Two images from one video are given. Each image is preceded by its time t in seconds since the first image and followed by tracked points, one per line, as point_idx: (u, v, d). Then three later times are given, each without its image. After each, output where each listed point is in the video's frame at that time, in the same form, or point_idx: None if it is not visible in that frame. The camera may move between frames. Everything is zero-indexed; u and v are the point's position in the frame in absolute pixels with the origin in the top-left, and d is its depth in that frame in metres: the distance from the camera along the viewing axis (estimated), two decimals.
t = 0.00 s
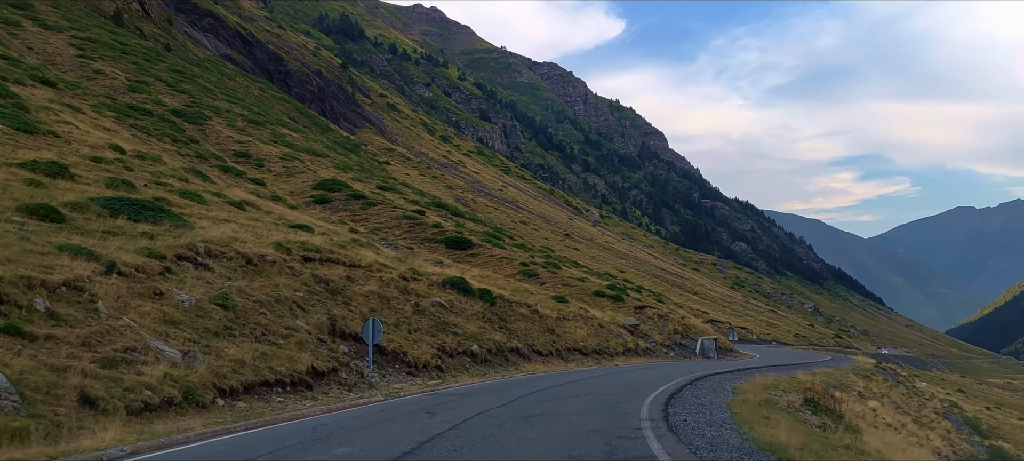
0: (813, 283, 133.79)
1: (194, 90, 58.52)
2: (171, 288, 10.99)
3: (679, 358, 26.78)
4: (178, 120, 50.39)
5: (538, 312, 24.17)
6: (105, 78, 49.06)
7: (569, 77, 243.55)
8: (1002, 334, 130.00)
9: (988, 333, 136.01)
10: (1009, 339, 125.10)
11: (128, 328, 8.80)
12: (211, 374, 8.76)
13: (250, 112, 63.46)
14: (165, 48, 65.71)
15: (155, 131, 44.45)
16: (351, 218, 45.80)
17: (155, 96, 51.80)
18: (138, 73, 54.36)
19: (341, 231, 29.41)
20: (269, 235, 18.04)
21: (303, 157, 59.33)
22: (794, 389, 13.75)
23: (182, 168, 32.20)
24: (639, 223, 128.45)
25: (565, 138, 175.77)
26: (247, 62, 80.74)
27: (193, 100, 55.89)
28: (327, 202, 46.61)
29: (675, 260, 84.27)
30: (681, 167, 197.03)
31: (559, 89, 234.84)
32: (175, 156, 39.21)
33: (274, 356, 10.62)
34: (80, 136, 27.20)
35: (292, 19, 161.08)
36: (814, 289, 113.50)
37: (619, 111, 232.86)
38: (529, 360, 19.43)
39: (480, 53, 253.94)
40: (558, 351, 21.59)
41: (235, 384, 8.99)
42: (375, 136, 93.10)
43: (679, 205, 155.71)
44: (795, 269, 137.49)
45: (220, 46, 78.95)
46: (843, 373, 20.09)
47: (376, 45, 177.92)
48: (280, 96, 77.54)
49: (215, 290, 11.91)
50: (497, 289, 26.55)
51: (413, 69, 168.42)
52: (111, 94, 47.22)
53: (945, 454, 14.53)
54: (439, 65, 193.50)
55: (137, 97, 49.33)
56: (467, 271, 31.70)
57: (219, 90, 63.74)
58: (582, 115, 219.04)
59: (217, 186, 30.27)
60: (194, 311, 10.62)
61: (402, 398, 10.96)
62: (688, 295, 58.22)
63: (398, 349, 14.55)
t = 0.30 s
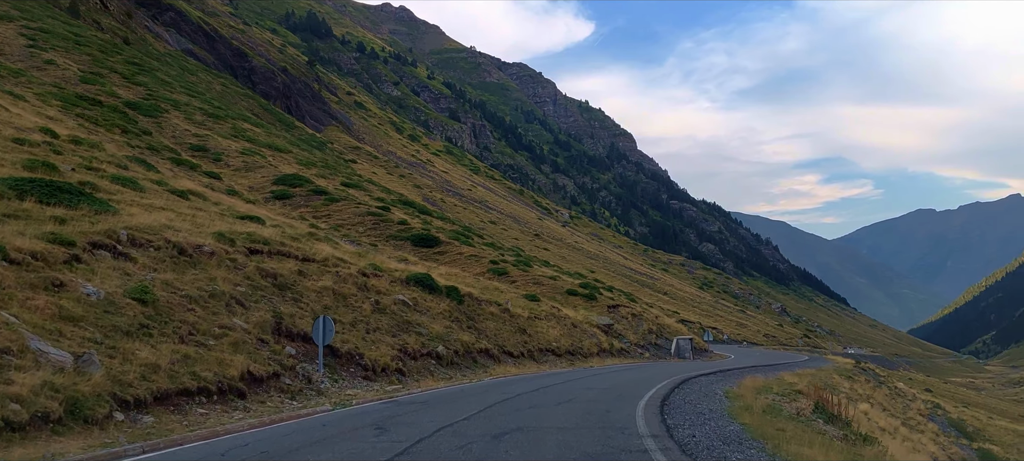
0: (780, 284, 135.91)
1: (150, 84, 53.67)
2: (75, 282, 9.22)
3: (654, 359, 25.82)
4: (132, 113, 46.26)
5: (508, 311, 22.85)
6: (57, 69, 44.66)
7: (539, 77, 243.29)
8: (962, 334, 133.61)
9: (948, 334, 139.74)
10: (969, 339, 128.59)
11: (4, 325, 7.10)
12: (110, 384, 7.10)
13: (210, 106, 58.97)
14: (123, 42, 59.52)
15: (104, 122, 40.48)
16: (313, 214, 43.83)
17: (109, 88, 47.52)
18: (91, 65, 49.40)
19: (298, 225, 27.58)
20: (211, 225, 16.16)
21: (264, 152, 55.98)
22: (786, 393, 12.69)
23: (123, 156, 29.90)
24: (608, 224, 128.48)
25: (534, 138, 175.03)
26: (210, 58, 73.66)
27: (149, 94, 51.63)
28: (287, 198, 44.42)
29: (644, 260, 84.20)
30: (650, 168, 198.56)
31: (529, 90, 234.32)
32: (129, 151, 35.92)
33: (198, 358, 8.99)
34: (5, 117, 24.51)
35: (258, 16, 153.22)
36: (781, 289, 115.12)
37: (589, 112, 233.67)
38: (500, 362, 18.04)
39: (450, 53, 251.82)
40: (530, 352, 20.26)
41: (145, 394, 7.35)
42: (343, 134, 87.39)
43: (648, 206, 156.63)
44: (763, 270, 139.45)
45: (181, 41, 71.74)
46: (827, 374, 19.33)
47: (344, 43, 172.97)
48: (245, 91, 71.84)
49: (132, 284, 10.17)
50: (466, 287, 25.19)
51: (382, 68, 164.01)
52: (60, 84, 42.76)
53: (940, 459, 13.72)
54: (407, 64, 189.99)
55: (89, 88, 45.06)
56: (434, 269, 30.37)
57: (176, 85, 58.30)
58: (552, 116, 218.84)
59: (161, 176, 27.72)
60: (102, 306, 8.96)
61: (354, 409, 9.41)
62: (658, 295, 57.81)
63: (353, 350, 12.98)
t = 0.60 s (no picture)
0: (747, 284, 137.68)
1: (105, 76, 49.26)
2: None
3: (630, 360, 24.75)
4: (84, 103, 42.20)
5: (477, 310, 21.45)
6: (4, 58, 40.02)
7: (509, 78, 242.21)
8: (924, 334, 137.31)
9: (910, 334, 143.28)
10: (931, 339, 132.39)
11: None
12: None
13: (169, 99, 54.56)
14: (79, 33, 54.28)
15: (49, 109, 36.64)
16: (273, 209, 41.73)
17: (59, 77, 43.25)
18: (40, 55, 44.78)
19: (253, 217, 25.62)
20: (142, 211, 14.25)
21: (224, 146, 52.26)
22: (783, 399, 11.58)
23: (60, 142, 27.24)
24: (579, 225, 128.14)
25: (505, 139, 173.71)
26: (172, 53, 67.74)
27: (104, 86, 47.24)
28: (246, 192, 42.07)
29: (614, 261, 83.88)
30: (619, 170, 199.63)
31: (499, 90, 233.06)
32: (80, 143, 32.69)
33: (96, 362, 7.35)
34: None
35: (223, 12, 145.32)
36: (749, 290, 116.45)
37: (558, 114, 233.60)
38: (468, 365, 16.60)
39: (419, 53, 248.65)
40: (500, 353, 18.89)
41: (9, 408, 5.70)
42: (309, 132, 81.41)
43: (618, 208, 157.12)
44: (731, 271, 141.02)
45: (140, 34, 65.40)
46: (812, 375, 18.55)
47: (312, 40, 165.00)
48: (207, 87, 66.66)
49: (26, 272, 8.42)
50: (432, 285, 23.73)
51: (351, 66, 157.69)
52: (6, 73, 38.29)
53: None
54: (376, 63, 183.86)
55: (37, 77, 40.80)
56: (398, 266, 28.86)
57: (133, 77, 53.50)
58: (522, 117, 217.96)
59: (97, 162, 25.08)
60: None
61: (297, 421, 7.89)
62: (629, 295, 57.24)
63: (301, 350, 11.37)
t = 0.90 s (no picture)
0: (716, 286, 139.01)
1: (59, 64, 45.20)
2: None
3: (606, 361, 23.60)
4: (32, 92, 38.39)
5: (445, 308, 20.01)
6: None
7: (479, 78, 240.19)
8: (888, 335, 141.01)
9: (876, 335, 146.86)
10: (894, 340, 136.08)
11: None
12: None
13: (125, 90, 49.70)
14: (35, 25, 49.05)
15: None
16: (231, 202, 39.49)
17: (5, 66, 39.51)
18: None
19: (202, 207, 23.55)
20: (59, 192, 12.41)
21: (183, 139, 48.61)
22: (785, 407, 10.45)
23: None
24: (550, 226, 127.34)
25: (475, 139, 171.71)
26: (133, 46, 60.98)
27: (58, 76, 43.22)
28: (202, 185, 39.62)
29: (584, 261, 83.27)
30: (589, 171, 199.80)
31: (469, 90, 230.85)
32: (22, 131, 29.46)
33: None
34: None
35: (189, 8, 135.28)
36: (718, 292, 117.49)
37: (529, 115, 232.65)
38: (435, 368, 15.14)
39: (389, 52, 244.54)
40: (469, 354, 17.48)
41: None
42: (275, 129, 74.28)
43: (588, 209, 157.00)
44: (700, 272, 142.29)
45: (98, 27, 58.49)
46: (797, 377, 17.71)
47: (280, 37, 155.01)
48: (170, 81, 60.33)
49: None
50: (398, 282, 22.19)
51: (320, 64, 147.41)
52: None
53: None
54: (346, 61, 173.95)
55: None
56: (362, 262, 27.21)
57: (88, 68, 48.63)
58: (493, 117, 216.21)
59: (25, 143, 22.20)
60: None
61: (217, 438, 6.37)
62: (601, 296, 56.43)
63: (238, 351, 9.76)
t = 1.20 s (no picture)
0: (687, 288, 139.87)
1: (7, 49, 41.62)
2: None
3: (583, 363, 22.44)
4: None
5: (412, 307, 18.56)
6: None
7: (452, 78, 237.88)
8: (856, 337, 144.09)
9: (844, 336, 150.05)
10: (861, 342, 139.15)
11: None
12: None
13: (82, 80, 46.22)
14: None
15: None
16: (188, 193, 37.15)
17: None
18: None
19: (147, 195, 21.48)
20: None
21: (141, 131, 45.53)
22: (792, 417, 9.28)
23: None
24: (522, 227, 126.26)
25: (448, 139, 169.52)
26: (95, 38, 56.48)
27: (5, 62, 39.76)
28: (157, 176, 37.18)
29: (556, 262, 82.41)
30: (561, 172, 199.53)
31: (442, 89, 228.39)
32: None
33: None
34: None
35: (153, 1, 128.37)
36: (689, 294, 118.08)
37: (502, 115, 231.38)
38: (399, 372, 13.65)
39: (360, 50, 240.22)
40: (437, 356, 16.06)
41: None
42: (242, 126, 70.69)
43: (561, 210, 156.45)
44: (671, 274, 143.01)
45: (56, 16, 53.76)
46: (784, 379, 16.80)
47: (248, 34, 148.88)
48: (132, 75, 56.23)
49: None
50: (361, 278, 20.62)
51: (289, 61, 142.13)
52: None
53: None
54: (317, 58, 168.70)
55: None
56: (324, 258, 25.56)
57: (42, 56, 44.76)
58: (466, 117, 214.17)
59: None
60: None
61: None
62: (574, 296, 55.51)
63: (157, 352, 8.18)
